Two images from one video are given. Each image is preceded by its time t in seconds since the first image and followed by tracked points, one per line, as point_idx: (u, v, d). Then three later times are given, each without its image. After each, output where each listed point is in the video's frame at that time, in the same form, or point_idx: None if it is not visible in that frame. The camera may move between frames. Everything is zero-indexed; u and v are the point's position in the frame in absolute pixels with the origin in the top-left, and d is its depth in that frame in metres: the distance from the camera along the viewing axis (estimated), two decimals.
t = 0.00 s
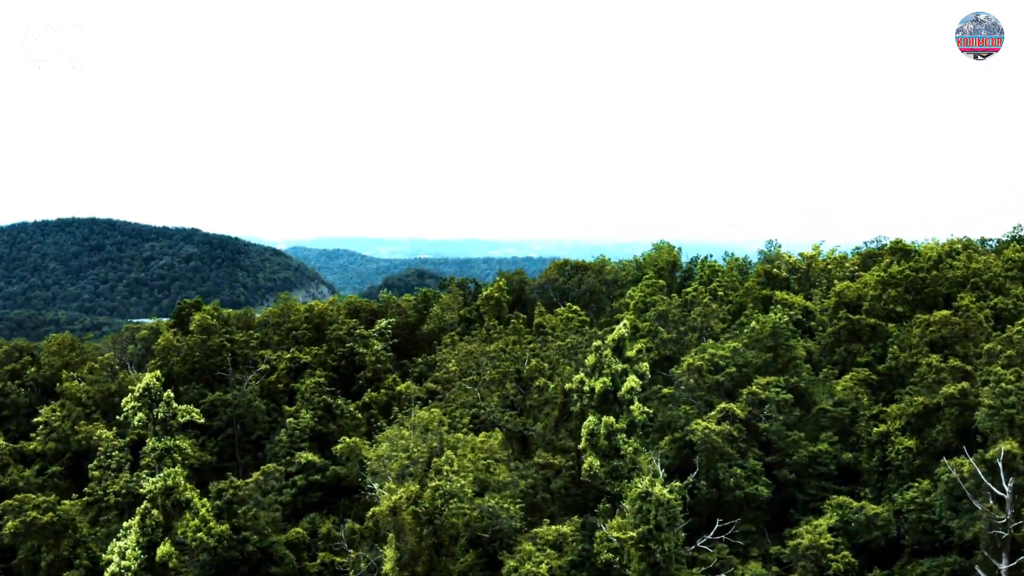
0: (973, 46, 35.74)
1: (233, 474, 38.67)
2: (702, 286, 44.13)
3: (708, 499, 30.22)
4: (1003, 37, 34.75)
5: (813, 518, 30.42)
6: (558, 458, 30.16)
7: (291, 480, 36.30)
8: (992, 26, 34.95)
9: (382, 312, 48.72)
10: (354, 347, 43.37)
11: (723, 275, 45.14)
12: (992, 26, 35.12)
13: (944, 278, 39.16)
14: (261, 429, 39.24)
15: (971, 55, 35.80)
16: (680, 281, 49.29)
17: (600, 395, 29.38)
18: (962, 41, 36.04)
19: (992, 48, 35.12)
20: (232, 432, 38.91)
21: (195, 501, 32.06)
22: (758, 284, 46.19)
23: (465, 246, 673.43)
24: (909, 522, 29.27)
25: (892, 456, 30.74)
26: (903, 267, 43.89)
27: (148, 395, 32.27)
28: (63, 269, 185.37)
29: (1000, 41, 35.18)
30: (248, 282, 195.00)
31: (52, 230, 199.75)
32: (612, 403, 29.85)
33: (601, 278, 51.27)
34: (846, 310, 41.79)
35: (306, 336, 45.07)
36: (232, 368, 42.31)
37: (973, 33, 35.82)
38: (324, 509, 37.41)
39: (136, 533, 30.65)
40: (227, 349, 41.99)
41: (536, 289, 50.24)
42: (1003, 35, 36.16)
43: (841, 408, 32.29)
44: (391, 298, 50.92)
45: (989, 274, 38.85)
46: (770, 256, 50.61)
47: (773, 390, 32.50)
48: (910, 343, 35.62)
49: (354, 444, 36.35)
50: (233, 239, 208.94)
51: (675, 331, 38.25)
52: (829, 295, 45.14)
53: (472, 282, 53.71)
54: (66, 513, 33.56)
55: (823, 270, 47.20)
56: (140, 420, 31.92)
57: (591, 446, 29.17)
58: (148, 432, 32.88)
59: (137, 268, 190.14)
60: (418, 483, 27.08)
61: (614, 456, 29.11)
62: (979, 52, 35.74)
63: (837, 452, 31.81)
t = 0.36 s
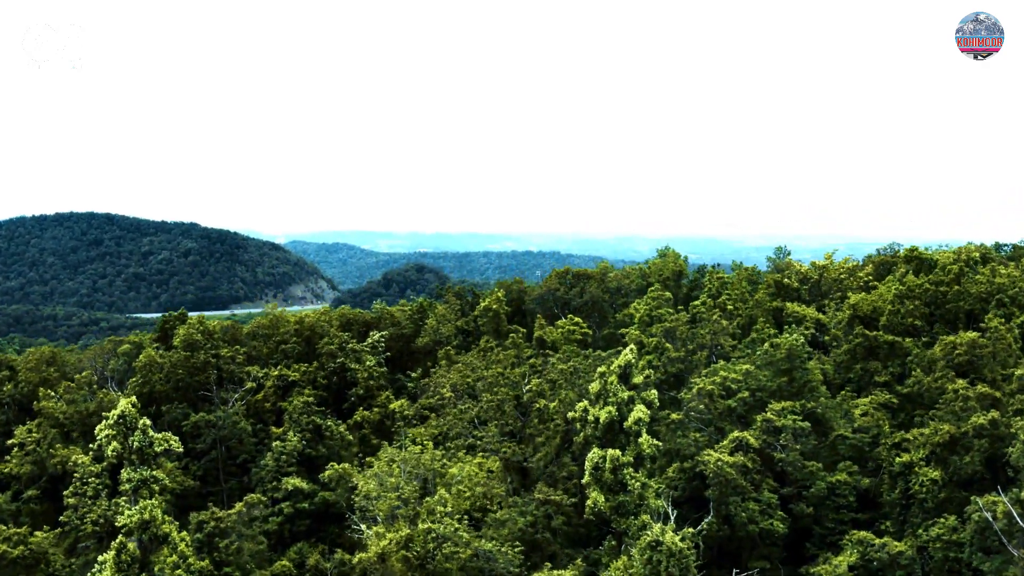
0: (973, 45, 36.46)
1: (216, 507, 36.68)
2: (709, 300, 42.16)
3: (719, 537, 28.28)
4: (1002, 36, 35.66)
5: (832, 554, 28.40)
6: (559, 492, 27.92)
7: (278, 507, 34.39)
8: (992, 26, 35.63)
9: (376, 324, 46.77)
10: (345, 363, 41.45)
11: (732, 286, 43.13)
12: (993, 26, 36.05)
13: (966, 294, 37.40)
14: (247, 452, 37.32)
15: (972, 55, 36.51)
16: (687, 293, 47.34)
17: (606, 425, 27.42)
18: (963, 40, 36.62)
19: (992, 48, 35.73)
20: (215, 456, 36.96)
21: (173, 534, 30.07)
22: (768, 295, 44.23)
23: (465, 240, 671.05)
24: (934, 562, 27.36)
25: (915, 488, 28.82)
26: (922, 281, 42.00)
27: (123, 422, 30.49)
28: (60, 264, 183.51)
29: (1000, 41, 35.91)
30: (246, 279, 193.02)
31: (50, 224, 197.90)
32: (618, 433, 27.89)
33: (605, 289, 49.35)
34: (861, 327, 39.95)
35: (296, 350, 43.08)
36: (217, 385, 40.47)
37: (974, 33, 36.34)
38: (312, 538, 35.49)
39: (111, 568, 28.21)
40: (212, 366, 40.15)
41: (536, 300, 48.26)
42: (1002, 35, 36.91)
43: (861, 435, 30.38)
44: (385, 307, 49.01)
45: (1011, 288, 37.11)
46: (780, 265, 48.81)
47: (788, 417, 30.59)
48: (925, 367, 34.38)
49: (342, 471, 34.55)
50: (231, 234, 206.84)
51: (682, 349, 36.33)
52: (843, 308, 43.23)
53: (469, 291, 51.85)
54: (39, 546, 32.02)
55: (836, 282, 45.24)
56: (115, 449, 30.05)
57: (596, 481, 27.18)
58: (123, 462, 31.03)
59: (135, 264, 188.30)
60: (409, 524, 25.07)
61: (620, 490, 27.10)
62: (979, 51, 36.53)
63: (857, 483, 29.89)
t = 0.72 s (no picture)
0: (974, 45, 37.88)
1: (201, 535, 35.26)
2: (716, 313, 40.41)
3: None
4: (1002, 36, 37.08)
5: None
6: (561, 530, 26.17)
7: (265, 536, 32.66)
8: (992, 27, 37.16)
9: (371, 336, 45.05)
10: (337, 380, 39.84)
11: (741, 299, 41.42)
12: (993, 25, 37.39)
13: (987, 310, 35.80)
14: (234, 477, 35.62)
15: (972, 54, 38.00)
16: (693, 304, 45.63)
17: (611, 458, 25.58)
18: (963, 40, 38.12)
19: (992, 48, 37.31)
20: (200, 481, 35.24)
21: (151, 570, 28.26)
22: (778, 308, 42.59)
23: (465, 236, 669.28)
24: None
25: (937, 523, 26.90)
26: (937, 297, 40.50)
27: (98, 452, 28.89)
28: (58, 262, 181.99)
29: (999, 41, 37.37)
30: (245, 276, 191.41)
31: (49, 221, 196.09)
32: (623, 467, 26.12)
33: (607, 299, 47.61)
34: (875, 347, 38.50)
35: (285, 366, 41.37)
36: (203, 405, 38.74)
37: (973, 33, 37.98)
38: (301, 567, 33.82)
39: None
40: (198, 385, 38.40)
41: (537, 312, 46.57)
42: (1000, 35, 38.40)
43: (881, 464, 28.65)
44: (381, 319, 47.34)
45: None
46: (790, 274, 47.15)
47: (804, 446, 28.75)
48: (943, 392, 33.64)
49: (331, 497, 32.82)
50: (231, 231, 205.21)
51: (690, 369, 34.63)
52: (855, 322, 41.62)
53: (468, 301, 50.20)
54: None
55: (847, 293, 43.56)
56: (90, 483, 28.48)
57: (600, 518, 25.36)
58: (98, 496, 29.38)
59: (134, 261, 186.75)
60: (401, 570, 23.31)
61: (626, 528, 25.27)
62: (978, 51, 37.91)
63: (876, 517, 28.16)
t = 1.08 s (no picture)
0: (974, 45, 37.71)
1: (183, 571, 33.63)
2: (725, 333, 38.46)
3: None
4: (1003, 36, 37.08)
5: None
6: None
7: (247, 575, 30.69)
8: (992, 26, 37.01)
9: (363, 355, 43.08)
10: (328, 403, 38.00)
11: (752, 316, 39.49)
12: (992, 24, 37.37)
13: (1010, 334, 33.97)
14: (216, 511, 33.72)
15: (972, 54, 37.81)
16: (700, 321, 43.66)
17: (617, 503, 23.58)
18: (963, 40, 37.98)
19: (992, 48, 37.28)
20: (180, 516, 33.32)
21: None
22: (790, 325, 40.62)
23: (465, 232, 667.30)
24: None
25: (967, 569, 24.82)
26: (959, 316, 38.53)
27: (67, 492, 27.17)
28: (56, 262, 180.44)
29: (999, 41, 37.35)
30: (244, 275, 189.37)
31: (48, 220, 194.77)
32: (630, 513, 24.18)
33: (611, 313, 45.56)
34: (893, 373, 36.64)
35: (273, 388, 39.41)
36: (186, 430, 36.87)
37: (973, 33, 37.78)
38: None
39: None
40: (181, 410, 36.53)
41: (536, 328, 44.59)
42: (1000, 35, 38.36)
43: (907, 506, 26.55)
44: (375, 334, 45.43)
45: None
46: (801, 290, 45.25)
47: (823, 485, 26.75)
48: (965, 423, 31.95)
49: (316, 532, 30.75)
50: (229, 228, 203.07)
51: (699, 396, 32.66)
52: (872, 341, 39.69)
53: (466, 316, 48.31)
54: None
55: (862, 309, 41.53)
56: (57, 527, 26.70)
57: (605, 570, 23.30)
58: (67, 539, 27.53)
59: (132, 259, 184.98)
60: None
61: None
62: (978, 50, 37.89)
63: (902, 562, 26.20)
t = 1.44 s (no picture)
0: (974, 46, 37.86)
1: None
2: (734, 354, 36.68)
3: None
4: (1002, 36, 37.21)
5: None
6: None
7: None
8: (992, 26, 37.26)
9: (356, 372, 41.30)
10: (318, 428, 36.39)
11: (762, 333, 37.77)
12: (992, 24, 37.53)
13: None
14: (198, 545, 31.95)
15: (972, 55, 37.96)
16: (706, 338, 41.83)
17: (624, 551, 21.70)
18: (963, 41, 38.15)
19: (992, 48, 37.47)
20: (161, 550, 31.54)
21: None
22: (802, 344, 38.83)
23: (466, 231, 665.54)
24: None
25: None
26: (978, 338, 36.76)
27: (34, 535, 25.50)
28: (54, 261, 179.15)
29: (999, 41, 37.52)
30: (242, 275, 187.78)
31: (46, 220, 193.56)
32: (638, 561, 22.40)
33: (613, 328, 43.97)
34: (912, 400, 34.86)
35: (262, 411, 37.65)
36: (170, 456, 35.07)
37: (973, 33, 38.02)
38: None
39: None
40: (163, 436, 34.79)
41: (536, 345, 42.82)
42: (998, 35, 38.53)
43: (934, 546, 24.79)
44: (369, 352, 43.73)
45: None
46: (812, 305, 43.58)
47: (843, 526, 24.94)
48: (988, 453, 30.20)
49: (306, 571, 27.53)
50: (227, 227, 201.28)
51: (708, 425, 30.98)
52: (887, 361, 37.97)
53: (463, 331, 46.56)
54: None
55: (876, 327, 39.82)
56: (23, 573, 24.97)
57: None
58: None
59: (130, 257, 182.75)
60: None
61: None
62: (977, 52, 37.87)
63: None
